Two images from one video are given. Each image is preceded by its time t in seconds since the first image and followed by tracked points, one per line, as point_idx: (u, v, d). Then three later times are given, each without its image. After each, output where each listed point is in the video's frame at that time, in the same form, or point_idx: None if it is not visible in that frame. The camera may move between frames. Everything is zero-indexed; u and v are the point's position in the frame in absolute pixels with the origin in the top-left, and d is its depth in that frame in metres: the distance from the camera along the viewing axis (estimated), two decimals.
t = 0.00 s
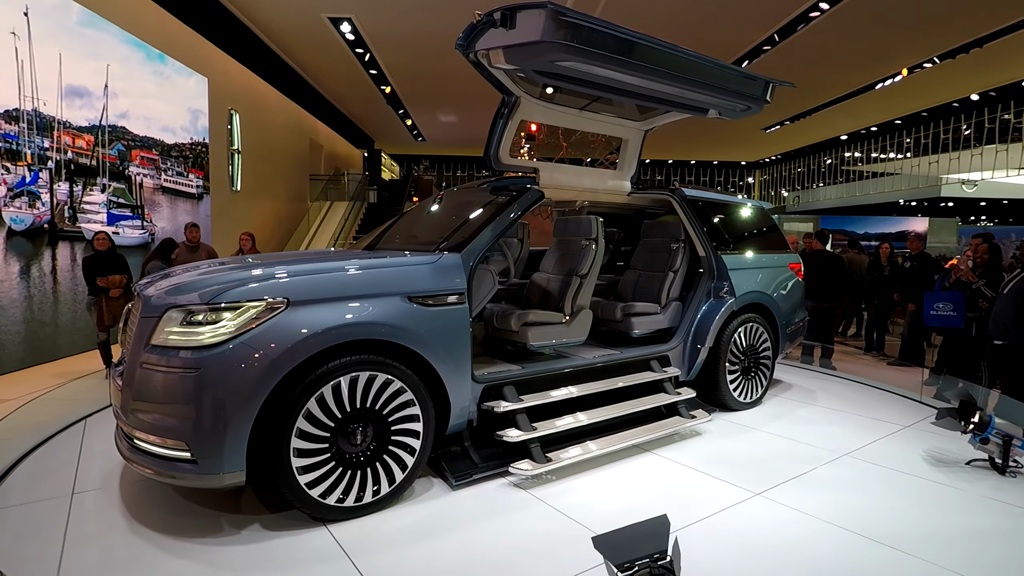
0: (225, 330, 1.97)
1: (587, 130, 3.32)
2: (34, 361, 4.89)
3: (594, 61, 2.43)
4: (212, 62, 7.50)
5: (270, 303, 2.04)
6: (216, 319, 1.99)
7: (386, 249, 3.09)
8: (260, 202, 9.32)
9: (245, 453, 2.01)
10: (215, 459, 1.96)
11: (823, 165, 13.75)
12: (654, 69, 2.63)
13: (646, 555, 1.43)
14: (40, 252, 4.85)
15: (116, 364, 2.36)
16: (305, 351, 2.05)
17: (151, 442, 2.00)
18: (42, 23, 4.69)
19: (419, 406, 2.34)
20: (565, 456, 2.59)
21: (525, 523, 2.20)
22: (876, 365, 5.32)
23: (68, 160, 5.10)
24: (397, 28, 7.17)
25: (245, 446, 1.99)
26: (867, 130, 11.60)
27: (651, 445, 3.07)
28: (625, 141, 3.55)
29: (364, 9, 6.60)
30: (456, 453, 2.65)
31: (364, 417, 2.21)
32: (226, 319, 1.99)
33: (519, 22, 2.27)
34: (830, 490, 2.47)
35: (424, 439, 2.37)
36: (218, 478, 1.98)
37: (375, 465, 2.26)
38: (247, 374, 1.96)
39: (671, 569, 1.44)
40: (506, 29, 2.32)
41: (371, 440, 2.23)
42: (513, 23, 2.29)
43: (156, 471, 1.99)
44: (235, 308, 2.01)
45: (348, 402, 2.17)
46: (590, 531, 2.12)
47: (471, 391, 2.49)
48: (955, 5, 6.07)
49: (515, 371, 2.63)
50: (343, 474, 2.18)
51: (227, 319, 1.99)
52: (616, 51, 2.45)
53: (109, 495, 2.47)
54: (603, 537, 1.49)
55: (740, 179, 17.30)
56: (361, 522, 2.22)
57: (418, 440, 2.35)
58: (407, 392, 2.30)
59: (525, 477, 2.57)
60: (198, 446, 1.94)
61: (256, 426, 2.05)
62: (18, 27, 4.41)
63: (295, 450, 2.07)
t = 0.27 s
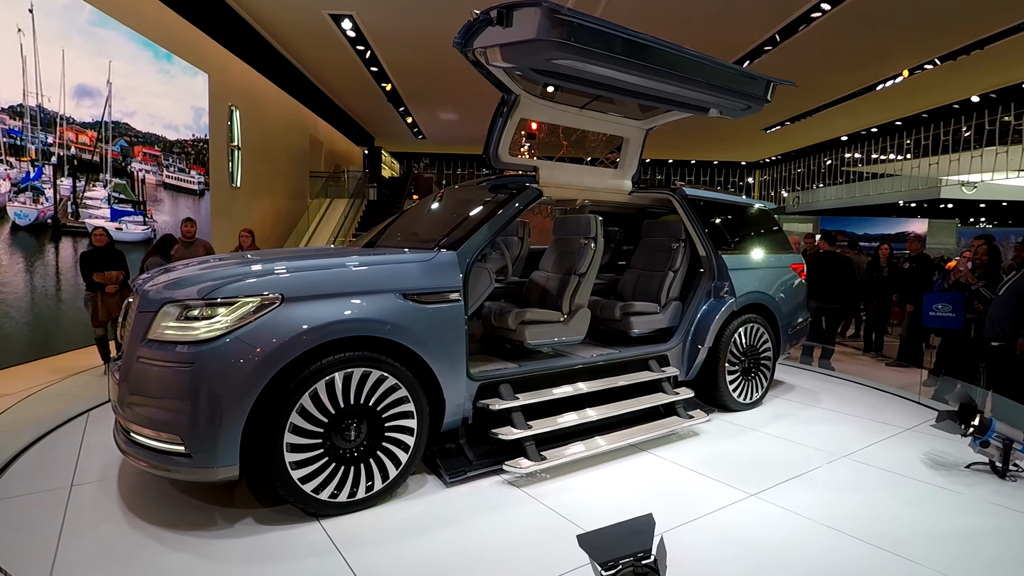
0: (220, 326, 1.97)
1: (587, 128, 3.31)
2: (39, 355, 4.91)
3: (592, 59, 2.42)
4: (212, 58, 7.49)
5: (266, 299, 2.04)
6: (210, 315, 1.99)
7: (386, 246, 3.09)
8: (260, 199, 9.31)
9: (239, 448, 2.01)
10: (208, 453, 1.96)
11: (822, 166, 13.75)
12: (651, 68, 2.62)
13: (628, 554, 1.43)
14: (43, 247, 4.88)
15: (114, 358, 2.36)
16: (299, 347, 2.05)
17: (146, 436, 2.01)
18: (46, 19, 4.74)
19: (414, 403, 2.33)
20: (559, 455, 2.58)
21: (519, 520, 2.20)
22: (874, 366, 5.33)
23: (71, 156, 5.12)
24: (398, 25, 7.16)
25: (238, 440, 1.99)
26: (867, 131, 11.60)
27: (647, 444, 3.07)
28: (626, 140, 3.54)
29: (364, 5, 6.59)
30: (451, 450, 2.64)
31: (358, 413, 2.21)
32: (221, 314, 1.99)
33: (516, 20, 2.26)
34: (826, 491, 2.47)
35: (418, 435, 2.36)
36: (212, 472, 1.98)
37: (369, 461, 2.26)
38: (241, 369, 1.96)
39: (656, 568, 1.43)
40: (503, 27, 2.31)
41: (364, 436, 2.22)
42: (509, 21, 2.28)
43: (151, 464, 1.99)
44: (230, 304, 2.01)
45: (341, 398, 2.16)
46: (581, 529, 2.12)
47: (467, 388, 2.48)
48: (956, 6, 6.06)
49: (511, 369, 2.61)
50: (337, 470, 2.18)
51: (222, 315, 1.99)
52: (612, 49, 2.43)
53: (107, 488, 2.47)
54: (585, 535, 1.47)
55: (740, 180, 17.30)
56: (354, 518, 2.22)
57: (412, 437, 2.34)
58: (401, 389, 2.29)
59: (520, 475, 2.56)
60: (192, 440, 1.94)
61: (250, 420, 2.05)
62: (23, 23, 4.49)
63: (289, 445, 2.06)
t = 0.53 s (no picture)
0: (216, 324, 1.98)
1: (586, 127, 3.31)
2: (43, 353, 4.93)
3: (587, 58, 2.42)
4: (210, 57, 7.48)
5: (260, 298, 2.05)
6: (206, 313, 2.00)
7: (385, 246, 3.10)
8: (259, 198, 9.32)
9: (234, 445, 2.02)
10: (204, 450, 1.97)
11: (821, 164, 13.75)
12: (647, 66, 2.62)
13: (613, 555, 1.39)
14: (46, 246, 4.95)
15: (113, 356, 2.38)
16: (294, 345, 2.06)
17: (143, 433, 2.02)
18: (49, 20, 4.78)
19: (408, 401, 2.34)
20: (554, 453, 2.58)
21: (513, 518, 2.21)
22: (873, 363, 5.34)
23: (73, 156, 5.17)
24: (397, 23, 7.15)
25: (233, 438, 2.00)
26: (866, 129, 11.60)
27: (644, 443, 3.08)
28: (625, 138, 3.53)
29: (363, 4, 6.58)
30: (447, 449, 2.64)
31: (354, 412, 2.21)
32: (217, 313, 2.00)
33: (510, 19, 2.26)
34: (823, 491, 2.48)
35: (413, 434, 2.37)
36: (208, 469, 1.99)
37: (364, 459, 2.26)
38: (237, 367, 1.97)
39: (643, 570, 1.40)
40: (497, 26, 2.31)
41: (359, 435, 2.23)
42: (504, 21, 2.28)
43: (149, 461, 2.01)
44: (225, 303, 2.02)
45: (336, 396, 2.17)
46: (575, 528, 2.12)
47: (463, 387, 2.49)
48: (955, 4, 6.06)
49: (509, 368, 2.61)
50: (332, 467, 2.19)
51: (218, 314, 2.00)
52: (606, 48, 2.44)
53: (107, 485, 2.47)
54: (577, 532, 1.45)
55: (739, 178, 17.29)
56: (350, 516, 2.23)
57: (407, 435, 2.35)
58: (396, 387, 2.29)
59: (515, 474, 2.57)
60: (187, 438, 1.95)
61: (245, 418, 2.06)
62: (26, 25, 4.53)
63: (284, 443, 2.07)
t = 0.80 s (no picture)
0: (211, 322, 1.98)
1: (586, 126, 3.31)
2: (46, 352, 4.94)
3: (584, 57, 2.42)
4: (209, 56, 7.47)
5: (255, 297, 2.05)
6: (202, 312, 2.00)
7: (384, 245, 3.10)
8: (258, 197, 9.31)
9: (230, 443, 2.02)
10: (199, 448, 1.98)
11: (821, 163, 13.75)
12: (644, 66, 2.62)
13: (600, 553, 1.41)
14: (49, 246, 4.97)
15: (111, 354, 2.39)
16: (289, 343, 2.06)
17: (140, 430, 2.03)
18: (52, 22, 4.81)
19: (404, 400, 2.34)
20: (551, 453, 2.58)
21: (508, 517, 2.21)
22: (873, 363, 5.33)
23: (76, 156, 5.20)
24: (397, 23, 7.15)
25: (229, 436, 2.01)
26: (866, 129, 11.59)
27: (642, 443, 3.08)
28: (625, 137, 3.53)
29: (363, 3, 6.57)
30: (444, 447, 2.64)
31: (349, 410, 2.21)
32: (212, 311, 2.00)
33: (505, 18, 2.26)
34: (819, 492, 2.49)
35: (409, 432, 2.37)
36: (203, 466, 2.00)
37: (359, 457, 2.26)
38: (232, 365, 1.97)
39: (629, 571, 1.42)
40: (493, 25, 2.31)
41: (355, 433, 2.23)
42: (499, 19, 2.28)
43: (146, 458, 2.02)
44: (221, 301, 2.02)
45: (331, 395, 2.17)
46: (566, 527, 2.12)
47: (459, 386, 2.49)
48: (955, 4, 6.05)
49: (506, 367, 2.61)
50: (327, 466, 2.19)
51: (214, 312, 2.00)
52: (602, 47, 2.44)
53: (105, 483, 2.48)
54: (565, 533, 1.48)
55: (738, 177, 17.29)
56: (345, 514, 2.23)
57: (403, 433, 2.35)
58: (391, 386, 2.29)
59: (512, 473, 2.57)
60: (183, 435, 1.96)
61: (241, 416, 2.06)
62: (29, 26, 4.55)
63: (279, 441, 2.08)
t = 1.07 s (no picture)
0: (209, 321, 2.00)
1: (587, 126, 3.31)
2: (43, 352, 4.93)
3: (580, 57, 2.43)
4: (210, 57, 7.49)
5: (252, 296, 2.06)
6: (200, 311, 2.02)
7: (383, 245, 3.11)
8: (258, 197, 9.33)
9: (226, 441, 2.03)
10: (195, 445, 1.99)
11: (821, 163, 13.73)
12: (640, 66, 2.62)
13: (587, 555, 1.40)
14: (54, 246, 5.00)
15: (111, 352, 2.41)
16: (285, 343, 2.07)
17: (139, 427, 2.04)
18: (56, 23, 4.85)
19: (401, 400, 2.34)
20: (548, 453, 2.58)
21: (503, 516, 2.21)
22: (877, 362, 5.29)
23: (79, 156, 5.24)
24: (397, 23, 7.16)
25: (225, 433, 2.02)
26: (866, 129, 11.59)
27: (640, 444, 3.09)
28: (626, 137, 3.52)
29: (364, 3, 6.59)
30: (441, 447, 2.65)
31: (346, 409, 2.22)
32: (210, 310, 2.02)
33: (502, 19, 2.27)
34: (817, 493, 2.49)
35: (405, 431, 2.37)
36: (200, 464, 2.01)
37: (355, 456, 2.27)
38: (228, 363, 1.98)
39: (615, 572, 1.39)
40: (489, 26, 2.31)
41: (351, 433, 2.24)
42: (495, 21, 2.28)
43: (145, 456, 2.04)
44: (219, 300, 2.03)
45: (327, 394, 2.18)
46: (559, 526, 2.13)
47: (456, 386, 2.49)
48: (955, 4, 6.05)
49: (504, 367, 2.62)
50: (323, 464, 2.20)
51: (211, 311, 2.01)
52: (598, 47, 2.44)
53: (105, 480, 2.49)
54: (552, 533, 1.46)
55: (739, 177, 17.28)
56: (341, 512, 2.23)
57: (399, 432, 2.36)
58: (388, 385, 2.30)
59: (508, 473, 2.57)
60: (180, 432, 1.97)
61: (237, 414, 2.07)
62: (34, 27, 4.59)
63: (275, 439, 2.09)
